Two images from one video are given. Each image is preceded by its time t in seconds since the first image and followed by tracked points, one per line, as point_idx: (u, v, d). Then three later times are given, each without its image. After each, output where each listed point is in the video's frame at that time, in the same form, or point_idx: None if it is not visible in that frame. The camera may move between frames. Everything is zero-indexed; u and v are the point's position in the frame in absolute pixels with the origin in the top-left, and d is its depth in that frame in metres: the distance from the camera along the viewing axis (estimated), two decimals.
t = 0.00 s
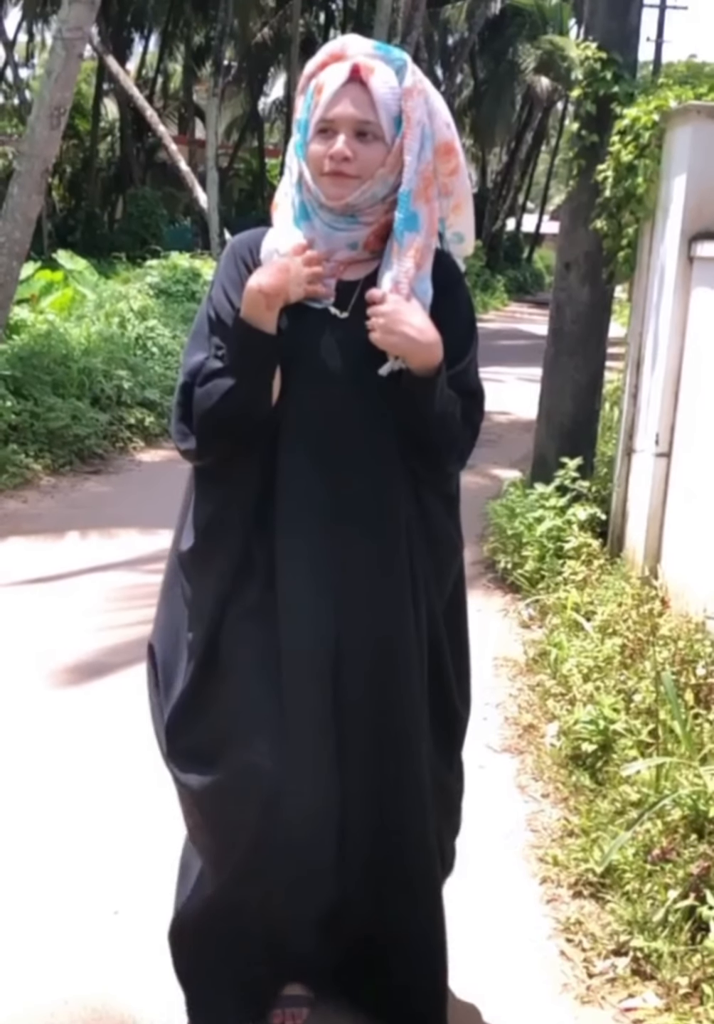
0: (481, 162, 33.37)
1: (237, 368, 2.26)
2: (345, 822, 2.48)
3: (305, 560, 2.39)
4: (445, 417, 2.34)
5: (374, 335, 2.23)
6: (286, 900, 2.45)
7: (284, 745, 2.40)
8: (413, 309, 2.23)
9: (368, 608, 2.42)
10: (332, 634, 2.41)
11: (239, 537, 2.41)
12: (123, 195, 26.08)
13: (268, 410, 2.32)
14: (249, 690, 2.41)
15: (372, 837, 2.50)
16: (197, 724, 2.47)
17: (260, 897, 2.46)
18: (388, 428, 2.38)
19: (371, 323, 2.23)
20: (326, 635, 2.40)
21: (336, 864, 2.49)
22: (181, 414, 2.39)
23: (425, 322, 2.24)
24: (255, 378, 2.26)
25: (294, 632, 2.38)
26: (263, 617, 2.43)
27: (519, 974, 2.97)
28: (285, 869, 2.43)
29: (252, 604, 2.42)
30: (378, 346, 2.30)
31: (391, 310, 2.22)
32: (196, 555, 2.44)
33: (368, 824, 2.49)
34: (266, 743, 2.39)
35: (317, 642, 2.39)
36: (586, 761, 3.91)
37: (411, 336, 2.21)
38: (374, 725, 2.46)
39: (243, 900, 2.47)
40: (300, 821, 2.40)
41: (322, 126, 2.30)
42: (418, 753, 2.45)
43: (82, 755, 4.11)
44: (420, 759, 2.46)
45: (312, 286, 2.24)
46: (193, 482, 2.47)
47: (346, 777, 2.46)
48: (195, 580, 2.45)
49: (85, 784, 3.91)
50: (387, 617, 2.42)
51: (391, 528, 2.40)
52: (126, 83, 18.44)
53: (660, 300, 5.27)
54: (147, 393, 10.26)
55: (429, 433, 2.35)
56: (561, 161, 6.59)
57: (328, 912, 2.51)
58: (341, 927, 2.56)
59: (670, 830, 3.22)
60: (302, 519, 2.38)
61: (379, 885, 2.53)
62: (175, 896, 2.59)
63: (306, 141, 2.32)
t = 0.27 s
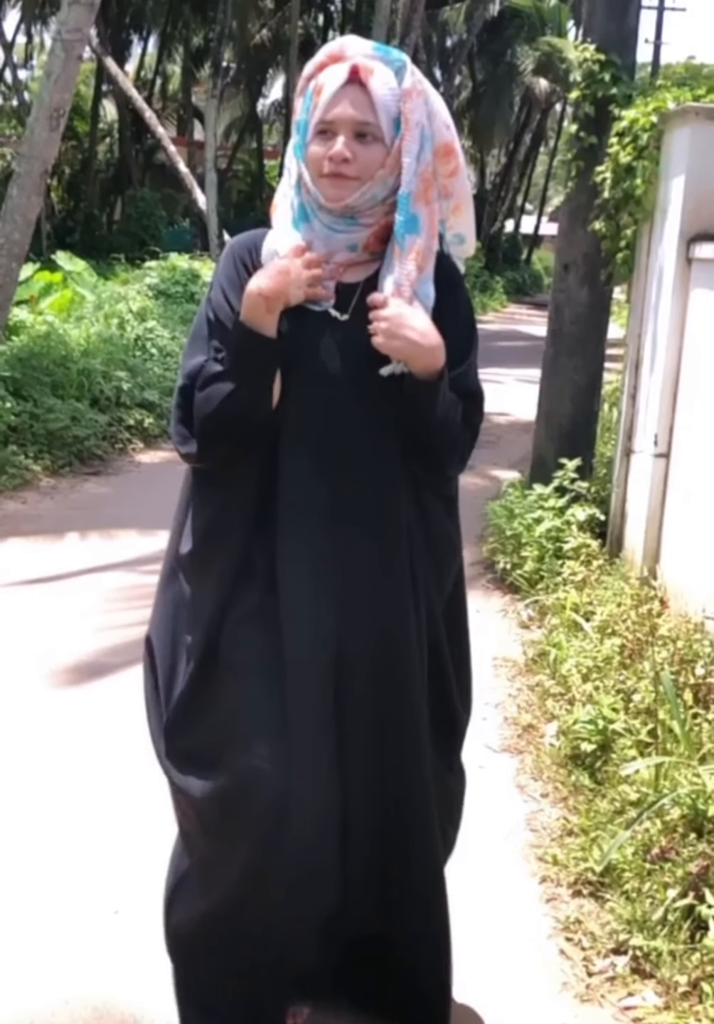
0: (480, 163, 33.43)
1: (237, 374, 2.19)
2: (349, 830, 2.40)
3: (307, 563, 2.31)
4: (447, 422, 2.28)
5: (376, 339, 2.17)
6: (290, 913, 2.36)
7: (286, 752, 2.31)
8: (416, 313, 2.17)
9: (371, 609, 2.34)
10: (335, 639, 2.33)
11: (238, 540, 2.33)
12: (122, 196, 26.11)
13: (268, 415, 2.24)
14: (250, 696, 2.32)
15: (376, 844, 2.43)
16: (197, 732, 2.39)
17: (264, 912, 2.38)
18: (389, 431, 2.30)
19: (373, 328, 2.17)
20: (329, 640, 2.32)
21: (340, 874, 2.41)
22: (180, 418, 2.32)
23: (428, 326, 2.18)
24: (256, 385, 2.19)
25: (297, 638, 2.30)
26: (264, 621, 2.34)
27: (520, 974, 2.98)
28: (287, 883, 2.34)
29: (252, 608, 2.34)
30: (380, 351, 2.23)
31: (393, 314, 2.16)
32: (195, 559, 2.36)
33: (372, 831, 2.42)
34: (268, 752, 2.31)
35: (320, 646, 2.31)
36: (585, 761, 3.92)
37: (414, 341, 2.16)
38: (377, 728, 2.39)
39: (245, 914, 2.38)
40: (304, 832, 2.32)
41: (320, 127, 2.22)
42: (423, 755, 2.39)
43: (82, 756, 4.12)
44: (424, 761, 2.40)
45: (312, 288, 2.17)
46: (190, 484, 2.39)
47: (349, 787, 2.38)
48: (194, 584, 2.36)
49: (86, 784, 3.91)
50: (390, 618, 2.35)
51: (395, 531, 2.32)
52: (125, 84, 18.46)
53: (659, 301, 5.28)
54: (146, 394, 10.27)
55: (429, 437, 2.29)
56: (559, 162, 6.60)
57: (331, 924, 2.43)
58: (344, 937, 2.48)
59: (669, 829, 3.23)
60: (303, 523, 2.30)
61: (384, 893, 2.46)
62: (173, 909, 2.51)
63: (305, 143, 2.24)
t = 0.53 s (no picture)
0: (479, 162, 33.43)
1: (236, 375, 2.18)
2: (349, 828, 2.41)
3: (308, 563, 2.31)
4: (448, 422, 2.29)
5: (378, 342, 2.17)
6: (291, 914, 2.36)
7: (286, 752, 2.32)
8: (417, 314, 2.17)
9: (371, 608, 2.35)
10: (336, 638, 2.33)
11: (238, 540, 2.32)
12: (121, 194, 26.09)
13: (267, 416, 2.24)
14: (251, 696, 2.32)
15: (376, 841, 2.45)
16: (193, 736, 2.38)
17: (265, 914, 2.38)
18: (389, 433, 2.31)
19: (375, 330, 2.17)
20: (329, 640, 2.33)
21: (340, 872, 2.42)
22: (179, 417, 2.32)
23: (429, 327, 2.18)
24: (255, 386, 2.18)
25: (299, 638, 2.30)
26: (264, 622, 2.34)
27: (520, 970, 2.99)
28: (291, 886, 2.33)
29: (252, 608, 2.34)
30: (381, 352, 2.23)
31: (395, 316, 2.16)
32: (194, 561, 2.35)
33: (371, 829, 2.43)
34: (269, 752, 2.31)
35: (320, 646, 2.31)
36: (584, 758, 3.92)
37: (415, 342, 2.16)
38: (377, 726, 2.39)
39: (246, 915, 2.38)
40: (306, 833, 2.32)
41: (320, 125, 2.22)
42: (423, 753, 2.40)
43: (82, 753, 4.12)
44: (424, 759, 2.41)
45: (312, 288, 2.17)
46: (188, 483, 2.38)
47: (350, 784, 2.39)
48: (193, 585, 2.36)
49: (85, 781, 3.92)
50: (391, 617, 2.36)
51: (396, 529, 2.33)
52: (124, 82, 18.45)
53: (658, 300, 5.29)
54: (145, 392, 10.27)
55: (430, 437, 2.29)
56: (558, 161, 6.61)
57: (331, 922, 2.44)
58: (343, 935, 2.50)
59: (667, 826, 3.24)
60: (304, 523, 2.30)
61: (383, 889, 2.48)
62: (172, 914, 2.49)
63: (305, 141, 2.24)
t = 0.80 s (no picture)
0: (475, 159, 33.43)
1: (232, 374, 2.17)
2: (346, 825, 2.42)
3: (306, 563, 2.31)
4: (446, 423, 2.29)
5: (377, 344, 2.16)
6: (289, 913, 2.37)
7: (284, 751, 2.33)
8: (416, 319, 2.17)
9: (370, 607, 2.36)
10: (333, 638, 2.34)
11: (236, 542, 2.32)
12: (117, 190, 26.06)
13: (264, 415, 2.23)
14: (248, 696, 2.33)
15: (373, 838, 2.46)
16: (189, 736, 2.39)
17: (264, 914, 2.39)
18: (387, 432, 2.31)
19: (373, 332, 2.16)
20: (327, 639, 2.33)
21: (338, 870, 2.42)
22: (174, 417, 2.32)
23: (427, 325, 2.18)
24: (252, 385, 2.17)
25: (297, 638, 2.31)
26: (262, 622, 2.35)
27: (515, 963, 3.00)
28: (290, 885, 2.35)
29: (249, 609, 2.34)
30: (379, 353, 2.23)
31: (393, 317, 2.15)
32: (188, 562, 2.35)
33: (369, 825, 2.44)
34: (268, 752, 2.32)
35: (318, 645, 2.32)
36: (578, 753, 3.94)
37: (414, 342, 2.16)
38: (374, 724, 2.40)
39: (245, 915, 2.39)
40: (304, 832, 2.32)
41: (317, 123, 2.22)
42: (421, 750, 2.41)
43: (77, 747, 4.13)
44: (422, 756, 2.42)
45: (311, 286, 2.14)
46: (183, 484, 2.38)
47: (347, 782, 2.40)
48: (190, 586, 2.35)
49: (81, 775, 3.93)
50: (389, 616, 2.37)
51: (395, 528, 2.33)
52: (120, 78, 18.43)
53: (653, 296, 5.30)
54: (140, 387, 10.27)
55: (429, 438, 2.29)
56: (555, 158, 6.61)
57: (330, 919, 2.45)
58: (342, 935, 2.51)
59: (661, 821, 3.26)
60: (302, 523, 2.30)
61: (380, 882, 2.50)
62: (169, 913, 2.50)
63: (301, 138, 2.23)
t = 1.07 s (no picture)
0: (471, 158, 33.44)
1: (228, 373, 2.17)
2: (341, 823, 2.43)
3: (301, 564, 2.32)
4: (444, 423, 2.29)
5: (375, 345, 2.17)
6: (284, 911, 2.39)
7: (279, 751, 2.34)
8: (415, 318, 2.17)
9: (365, 607, 2.37)
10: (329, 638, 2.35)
11: (231, 543, 2.33)
12: (112, 187, 26.05)
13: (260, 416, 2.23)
14: (243, 696, 2.34)
15: (369, 836, 2.47)
16: (181, 737, 2.40)
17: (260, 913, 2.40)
18: (383, 430, 2.31)
19: (371, 334, 2.17)
20: (322, 639, 2.35)
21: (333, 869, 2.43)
22: (166, 417, 2.31)
23: (425, 325, 2.19)
24: (248, 384, 2.17)
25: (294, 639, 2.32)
26: (257, 623, 2.36)
27: (509, 959, 3.01)
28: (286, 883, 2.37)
29: (245, 610, 2.35)
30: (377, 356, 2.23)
31: (390, 317, 2.16)
32: (183, 562, 2.36)
33: (365, 824, 2.46)
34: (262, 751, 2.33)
35: (313, 645, 2.33)
36: (571, 750, 3.96)
37: (412, 342, 2.17)
38: (369, 723, 2.41)
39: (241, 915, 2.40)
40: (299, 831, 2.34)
41: (313, 122, 2.21)
42: (416, 748, 2.43)
43: (72, 743, 4.14)
44: (417, 754, 2.43)
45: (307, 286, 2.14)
46: (178, 485, 2.38)
47: (343, 781, 2.41)
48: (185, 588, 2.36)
49: (76, 770, 3.94)
50: (384, 615, 2.38)
51: (391, 527, 2.34)
52: (116, 76, 18.41)
53: (648, 295, 5.32)
54: (136, 385, 10.27)
55: (427, 437, 2.30)
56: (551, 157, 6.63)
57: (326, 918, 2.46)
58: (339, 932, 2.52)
59: (654, 817, 3.27)
60: (297, 524, 2.31)
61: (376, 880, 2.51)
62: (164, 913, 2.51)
63: (297, 138, 2.22)
